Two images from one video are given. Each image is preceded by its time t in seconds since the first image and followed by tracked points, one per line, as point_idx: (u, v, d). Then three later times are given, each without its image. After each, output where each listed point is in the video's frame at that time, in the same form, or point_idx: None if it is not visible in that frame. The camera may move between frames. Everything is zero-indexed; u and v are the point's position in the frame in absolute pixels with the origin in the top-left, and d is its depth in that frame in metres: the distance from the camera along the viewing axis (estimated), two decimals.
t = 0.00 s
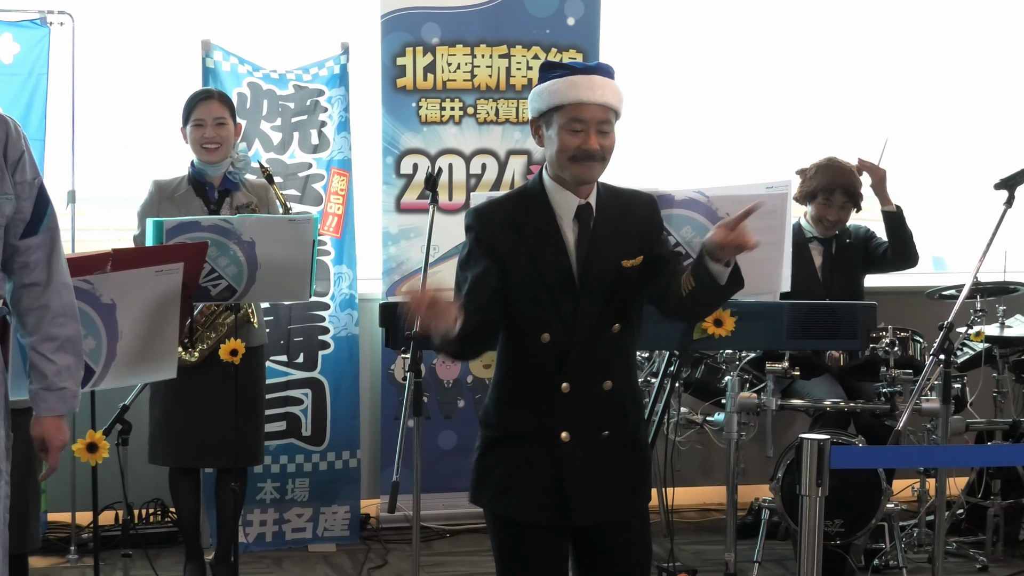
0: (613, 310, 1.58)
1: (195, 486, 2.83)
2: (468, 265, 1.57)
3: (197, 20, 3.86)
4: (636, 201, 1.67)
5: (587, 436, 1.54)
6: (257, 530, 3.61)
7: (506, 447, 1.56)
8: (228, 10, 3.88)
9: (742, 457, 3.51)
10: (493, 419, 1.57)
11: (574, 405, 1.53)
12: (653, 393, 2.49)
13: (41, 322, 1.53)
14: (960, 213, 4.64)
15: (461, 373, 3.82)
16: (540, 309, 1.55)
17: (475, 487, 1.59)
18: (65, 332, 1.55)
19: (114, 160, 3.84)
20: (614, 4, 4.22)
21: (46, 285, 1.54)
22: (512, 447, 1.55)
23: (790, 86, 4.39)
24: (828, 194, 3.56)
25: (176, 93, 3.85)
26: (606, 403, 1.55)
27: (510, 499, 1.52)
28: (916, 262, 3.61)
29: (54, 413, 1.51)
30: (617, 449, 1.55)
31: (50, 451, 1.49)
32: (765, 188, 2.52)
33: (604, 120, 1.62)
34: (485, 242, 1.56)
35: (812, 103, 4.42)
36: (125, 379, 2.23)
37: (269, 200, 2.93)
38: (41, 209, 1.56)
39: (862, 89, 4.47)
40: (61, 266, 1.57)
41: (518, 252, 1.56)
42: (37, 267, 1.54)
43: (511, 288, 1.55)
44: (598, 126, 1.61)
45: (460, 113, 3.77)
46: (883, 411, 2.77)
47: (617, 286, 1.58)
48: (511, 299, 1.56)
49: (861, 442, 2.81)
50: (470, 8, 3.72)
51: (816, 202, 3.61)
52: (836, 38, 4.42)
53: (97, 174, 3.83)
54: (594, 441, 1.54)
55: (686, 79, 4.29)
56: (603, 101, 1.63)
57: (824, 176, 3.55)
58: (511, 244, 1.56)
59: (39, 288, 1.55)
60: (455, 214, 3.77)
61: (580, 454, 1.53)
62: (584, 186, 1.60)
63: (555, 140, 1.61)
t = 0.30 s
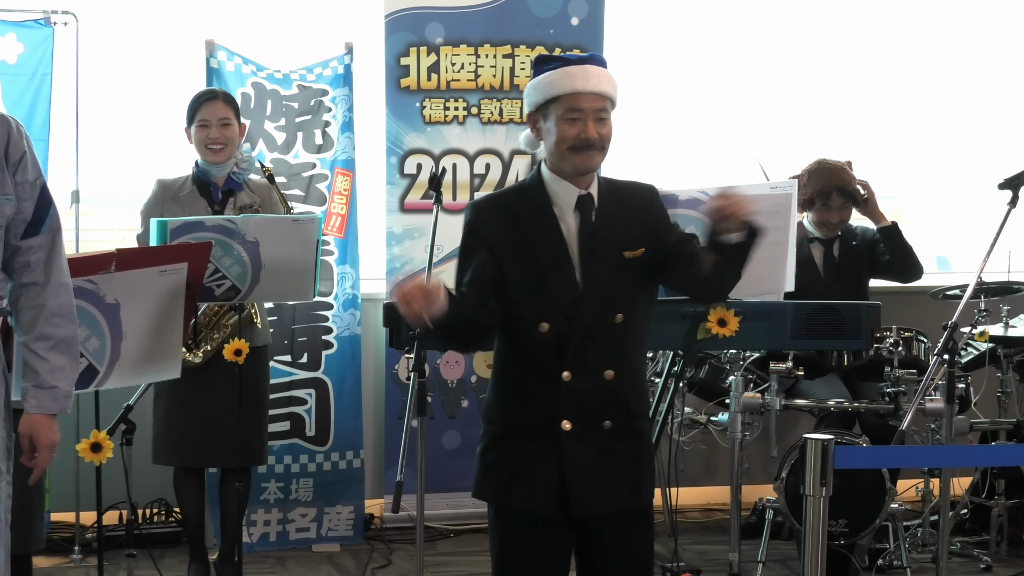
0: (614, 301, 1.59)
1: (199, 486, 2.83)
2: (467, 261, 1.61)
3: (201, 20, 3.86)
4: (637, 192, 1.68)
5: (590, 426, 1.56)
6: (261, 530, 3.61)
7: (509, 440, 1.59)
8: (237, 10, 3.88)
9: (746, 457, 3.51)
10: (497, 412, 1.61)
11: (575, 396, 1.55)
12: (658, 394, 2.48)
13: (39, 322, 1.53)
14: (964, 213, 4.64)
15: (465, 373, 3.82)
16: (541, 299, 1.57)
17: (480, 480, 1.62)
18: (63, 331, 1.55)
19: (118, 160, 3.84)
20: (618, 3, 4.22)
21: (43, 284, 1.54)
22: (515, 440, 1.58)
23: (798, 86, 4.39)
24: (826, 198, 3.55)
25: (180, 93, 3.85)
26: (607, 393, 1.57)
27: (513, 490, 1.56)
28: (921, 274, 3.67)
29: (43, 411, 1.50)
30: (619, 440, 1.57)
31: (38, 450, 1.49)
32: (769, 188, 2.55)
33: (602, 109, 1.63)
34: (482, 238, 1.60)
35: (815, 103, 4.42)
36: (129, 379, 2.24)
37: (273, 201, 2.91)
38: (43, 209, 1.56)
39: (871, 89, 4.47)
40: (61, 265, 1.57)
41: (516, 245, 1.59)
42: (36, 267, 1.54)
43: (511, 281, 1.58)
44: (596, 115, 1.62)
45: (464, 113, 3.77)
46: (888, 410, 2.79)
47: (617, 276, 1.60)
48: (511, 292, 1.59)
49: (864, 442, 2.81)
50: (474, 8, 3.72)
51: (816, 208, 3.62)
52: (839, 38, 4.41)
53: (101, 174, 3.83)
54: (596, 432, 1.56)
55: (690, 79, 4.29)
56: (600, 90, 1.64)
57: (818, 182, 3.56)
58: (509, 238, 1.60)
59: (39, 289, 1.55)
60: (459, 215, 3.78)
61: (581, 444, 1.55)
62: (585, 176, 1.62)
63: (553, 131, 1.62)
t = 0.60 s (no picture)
0: (626, 302, 1.59)
1: (202, 487, 2.83)
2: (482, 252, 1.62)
3: (205, 20, 3.86)
4: (658, 197, 1.69)
5: (592, 425, 1.56)
6: (264, 530, 3.61)
7: (514, 433, 1.60)
8: (241, 10, 3.88)
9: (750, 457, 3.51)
10: (503, 405, 1.62)
11: (579, 393, 1.56)
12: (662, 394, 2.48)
13: (39, 324, 1.53)
14: (967, 213, 4.64)
15: (468, 373, 3.82)
16: (552, 294, 1.58)
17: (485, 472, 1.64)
18: (63, 332, 1.55)
19: (121, 160, 3.84)
20: (621, 3, 4.22)
21: (42, 286, 1.54)
22: (517, 434, 1.59)
23: (801, 87, 4.40)
24: (829, 195, 3.55)
25: (184, 93, 3.85)
26: (611, 393, 1.57)
27: (514, 486, 1.58)
28: (923, 280, 3.74)
29: (44, 414, 1.51)
30: (620, 441, 1.57)
31: (39, 453, 1.50)
32: (773, 188, 2.57)
33: (617, 101, 1.65)
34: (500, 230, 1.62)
35: (818, 103, 4.42)
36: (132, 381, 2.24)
37: (277, 201, 2.90)
38: (42, 211, 1.56)
39: (874, 90, 4.47)
40: (61, 267, 1.57)
41: (532, 240, 1.61)
42: (36, 269, 1.54)
43: (522, 275, 1.59)
44: (611, 108, 1.65)
45: (468, 113, 3.77)
46: (891, 410, 2.80)
47: (631, 277, 1.60)
48: (520, 286, 1.60)
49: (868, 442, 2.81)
50: (477, 8, 3.72)
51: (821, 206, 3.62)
52: (842, 38, 4.41)
53: (105, 175, 3.83)
54: (599, 433, 1.56)
55: (693, 79, 4.28)
56: (616, 83, 1.67)
57: (823, 180, 3.55)
58: (525, 233, 1.61)
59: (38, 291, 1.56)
60: (463, 215, 3.78)
61: (582, 443, 1.55)
62: (606, 171, 1.63)
63: (571, 126, 1.66)
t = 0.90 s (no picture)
0: (635, 303, 1.60)
1: (205, 488, 2.83)
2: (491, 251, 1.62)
3: (208, 20, 3.86)
4: (666, 198, 1.69)
5: (603, 426, 1.56)
6: (268, 530, 3.62)
7: (523, 434, 1.60)
8: (244, 10, 3.88)
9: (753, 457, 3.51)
10: (511, 406, 1.62)
11: (590, 393, 1.56)
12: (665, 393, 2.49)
13: (42, 319, 1.52)
14: (970, 213, 4.64)
15: (471, 373, 3.82)
16: (561, 294, 1.59)
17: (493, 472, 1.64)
18: (64, 328, 1.55)
19: (124, 160, 3.84)
20: (624, 3, 4.22)
21: (44, 282, 1.54)
22: (526, 434, 1.59)
23: (803, 87, 4.39)
24: (830, 185, 3.57)
25: (187, 93, 3.85)
26: (621, 394, 1.57)
27: (523, 488, 1.57)
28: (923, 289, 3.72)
29: (50, 409, 1.51)
30: (631, 442, 1.57)
31: (46, 449, 1.50)
32: (775, 187, 2.53)
33: (627, 104, 1.66)
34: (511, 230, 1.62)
35: (821, 103, 4.42)
36: (134, 380, 2.24)
37: (280, 201, 2.92)
38: (40, 207, 1.56)
39: (876, 89, 4.47)
40: (60, 263, 1.57)
41: (543, 241, 1.61)
42: (36, 265, 1.54)
43: (533, 276, 1.60)
44: (620, 110, 1.66)
45: (471, 113, 3.77)
46: (894, 410, 2.80)
47: (639, 277, 1.61)
48: (530, 287, 1.61)
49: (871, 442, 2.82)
50: (481, 8, 3.72)
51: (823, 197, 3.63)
52: (845, 38, 4.41)
53: (108, 175, 3.83)
54: (608, 434, 1.56)
55: (695, 79, 4.28)
56: (625, 85, 1.67)
57: (825, 171, 3.60)
58: (535, 234, 1.62)
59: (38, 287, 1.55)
60: (466, 214, 3.77)
61: (591, 444, 1.55)
62: (613, 172, 1.65)
63: (580, 126, 1.67)
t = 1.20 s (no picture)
0: (629, 304, 1.60)
1: (208, 488, 2.83)
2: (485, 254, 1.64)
3: (211, 20, 3.86)
4: (662, 197, 1.69)
5: (601, 428, 1.57)
6: (270, 530, 3.62)
7: (521, 436, 1.60)
8: (247, 10, 3.89)
9: (756, 458, 3.51)
10: (509, 410, 1.62)
11: (587, 396, 1.57)
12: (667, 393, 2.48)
13: (27, 316, 1.50)
14: (972, 214, 4.64)
15: (474, 373, 3.82)
16: (557, 297, 1.60)
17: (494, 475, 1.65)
18: (51, 324, 1.53)
19: (128, 160, 3.84)
20: (627, 3, 4.22)
21: (27, 279, 1.50)
22: (524, 438, 1.60)
23: (806, 87, 4.39)
24: (829, 173, 3.68)
25: (190, 93, 3.84)
26: (619, 396, 1.57)
27: (522, 490, 1.58)
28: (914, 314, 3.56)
29: (36, 405, 1.50)
30: (629, 444, 1.58)
31: (29, 445, 1.49)
32: (778, 188, 2.53)
33: (622, 107, 1.66)
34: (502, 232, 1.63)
35: (823, 103, 4.42)
36: (137, 381, 2.24)
37: (284, 200, 2.91)
38: (22, 201, 1.51)
39: (879, 90, 4.47)
40: (43, 257, 1.53)
41: (536, 244, 1.62)
42: (20, 262, 1.50)
43: (526, 278, 1.61)
44: (615, 113, 1.66)
45: (474, 113, 3.77)
46: (898, 411, 2.80)
47: (635, 278, 1.61)
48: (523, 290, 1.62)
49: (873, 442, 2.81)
50: (484, 8, 3.72)
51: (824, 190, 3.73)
52: (847, 38, 4.41)
53: (111, 175, 3.84)
54: (607, 435, 1.57)
55: (698, 79, 4.28)
56: (620, 89, 1.67)
57: (823, 163, 3.74)
58: (528, 238, 1.63)
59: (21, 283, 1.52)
60: (469, 215, 3.77)
61: (589, 446, 1.56)
62: (607, 175, 1.65)
63: (574, 129, 1.67)
